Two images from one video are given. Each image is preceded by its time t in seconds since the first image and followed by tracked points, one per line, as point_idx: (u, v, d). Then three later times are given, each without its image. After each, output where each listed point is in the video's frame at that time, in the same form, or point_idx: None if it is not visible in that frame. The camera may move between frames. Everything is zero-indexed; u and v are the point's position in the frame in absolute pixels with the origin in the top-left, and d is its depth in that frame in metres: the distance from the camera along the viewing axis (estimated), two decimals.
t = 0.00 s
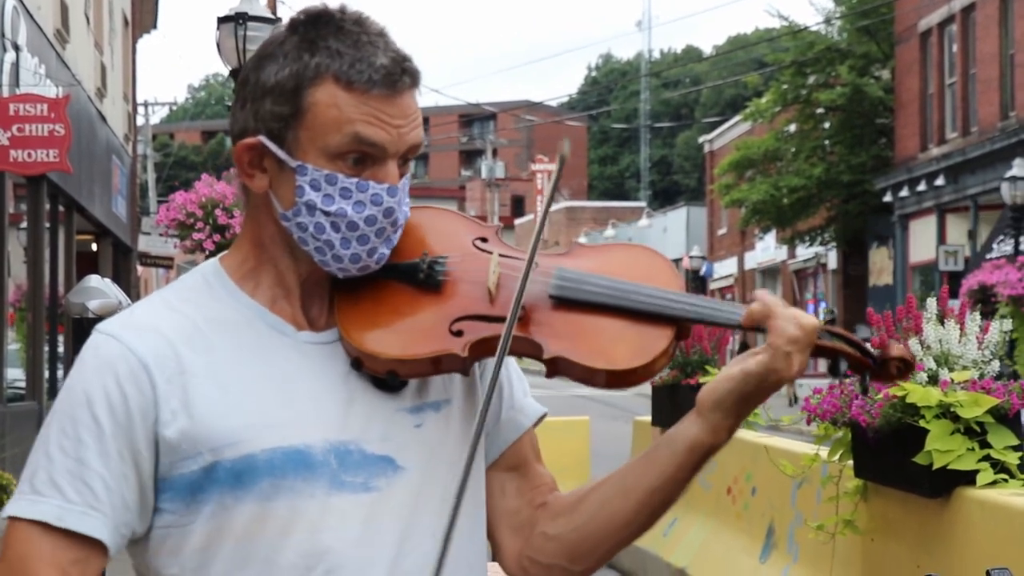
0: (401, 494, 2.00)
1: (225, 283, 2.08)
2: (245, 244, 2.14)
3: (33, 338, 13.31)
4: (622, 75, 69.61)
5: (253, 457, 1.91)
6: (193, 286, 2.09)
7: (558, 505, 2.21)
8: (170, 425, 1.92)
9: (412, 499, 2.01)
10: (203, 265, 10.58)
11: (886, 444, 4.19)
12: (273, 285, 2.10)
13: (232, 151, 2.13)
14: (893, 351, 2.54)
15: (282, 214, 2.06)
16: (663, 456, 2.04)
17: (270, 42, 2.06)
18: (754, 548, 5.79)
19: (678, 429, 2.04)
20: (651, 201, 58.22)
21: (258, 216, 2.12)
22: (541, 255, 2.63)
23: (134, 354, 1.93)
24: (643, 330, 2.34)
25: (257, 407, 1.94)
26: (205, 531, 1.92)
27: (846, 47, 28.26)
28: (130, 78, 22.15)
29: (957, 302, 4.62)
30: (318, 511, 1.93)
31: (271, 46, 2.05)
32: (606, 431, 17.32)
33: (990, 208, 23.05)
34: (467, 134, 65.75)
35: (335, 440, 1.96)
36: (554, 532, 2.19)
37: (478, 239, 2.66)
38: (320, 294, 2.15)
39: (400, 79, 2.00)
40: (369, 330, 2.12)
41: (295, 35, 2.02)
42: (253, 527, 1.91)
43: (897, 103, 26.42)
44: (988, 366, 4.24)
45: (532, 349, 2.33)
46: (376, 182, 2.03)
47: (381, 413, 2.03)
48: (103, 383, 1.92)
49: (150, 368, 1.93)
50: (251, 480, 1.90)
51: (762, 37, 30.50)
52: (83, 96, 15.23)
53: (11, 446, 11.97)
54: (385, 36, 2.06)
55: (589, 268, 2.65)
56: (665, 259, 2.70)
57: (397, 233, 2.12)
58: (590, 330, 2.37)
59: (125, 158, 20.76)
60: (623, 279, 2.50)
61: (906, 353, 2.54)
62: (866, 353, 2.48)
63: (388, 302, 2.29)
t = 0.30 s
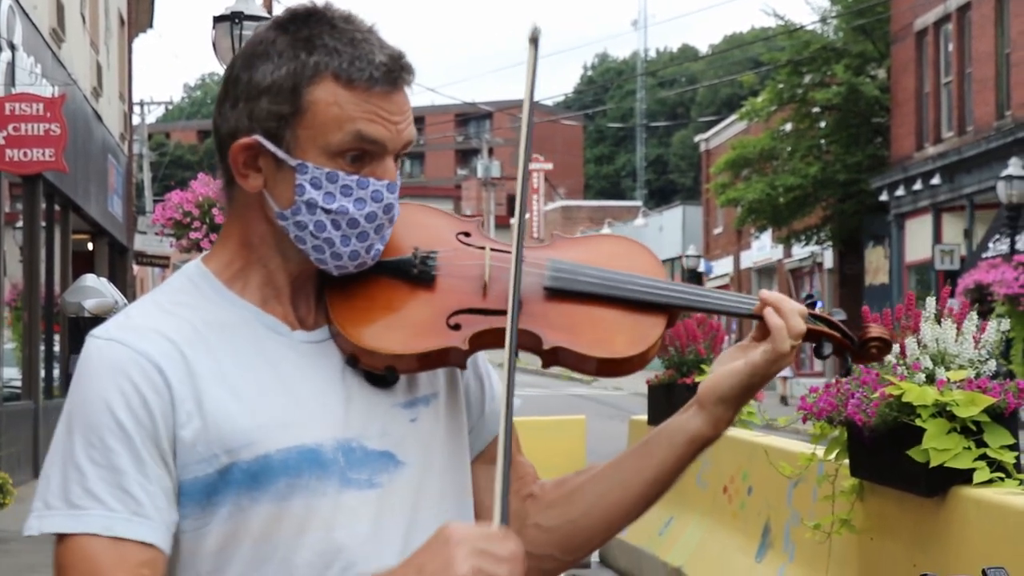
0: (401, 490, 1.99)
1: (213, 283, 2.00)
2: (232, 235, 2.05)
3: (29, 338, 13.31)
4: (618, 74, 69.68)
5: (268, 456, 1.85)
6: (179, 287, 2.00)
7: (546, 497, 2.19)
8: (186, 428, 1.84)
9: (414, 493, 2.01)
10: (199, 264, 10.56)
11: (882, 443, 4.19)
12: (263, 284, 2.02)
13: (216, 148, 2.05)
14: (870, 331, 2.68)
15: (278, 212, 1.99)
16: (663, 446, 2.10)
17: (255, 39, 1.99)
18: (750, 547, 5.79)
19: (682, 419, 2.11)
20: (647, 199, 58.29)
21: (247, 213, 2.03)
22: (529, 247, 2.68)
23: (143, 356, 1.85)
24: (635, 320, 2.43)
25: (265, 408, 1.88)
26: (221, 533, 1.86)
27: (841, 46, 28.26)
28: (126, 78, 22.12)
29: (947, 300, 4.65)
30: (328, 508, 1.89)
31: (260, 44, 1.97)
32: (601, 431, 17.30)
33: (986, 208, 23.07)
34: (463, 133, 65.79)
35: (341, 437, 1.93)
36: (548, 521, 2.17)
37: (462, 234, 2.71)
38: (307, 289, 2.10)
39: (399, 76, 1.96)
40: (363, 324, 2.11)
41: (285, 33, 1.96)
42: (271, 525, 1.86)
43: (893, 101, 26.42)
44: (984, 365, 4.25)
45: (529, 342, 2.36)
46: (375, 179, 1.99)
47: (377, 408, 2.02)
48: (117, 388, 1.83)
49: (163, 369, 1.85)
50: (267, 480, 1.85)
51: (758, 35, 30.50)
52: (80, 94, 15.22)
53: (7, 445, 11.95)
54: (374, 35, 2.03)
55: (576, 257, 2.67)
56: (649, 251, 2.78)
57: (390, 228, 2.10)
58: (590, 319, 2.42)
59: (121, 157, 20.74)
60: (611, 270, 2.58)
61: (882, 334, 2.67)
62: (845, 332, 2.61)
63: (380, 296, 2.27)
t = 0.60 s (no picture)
0: (391, 496, 1.98)
1: (207, 287, 2.00)
2: (227, 236, 2.04)
3: (26, 337, 13.31)
4: (614, 74, 69.68)
5: (255, 461, 1.84)
6: (174, 290, 2.00)
7: (539, 505, 2.16)
8: (178, 432, 1.84)
9: (403, 501, 2.00)
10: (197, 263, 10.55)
11: (878, 444, 4.19)
12: (256, 288, 2.02)
13: (213, 151, 2.04)
14: (866, 355, 2.52)
15: (271, 217, 1.98)
16: (649, 461, 2.05)
17: (252, 44, 1.99)
18: (747, 546, 5.79)
19: (666, 432, 2.06)
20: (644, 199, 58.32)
21: (243, 218, 2.02)
22: (526, 259, 2.68)
23: (135, 358, 1.85)
24: (629, 335, 2.39)
25: (255, 410, 1.87)
26: (209, 535, 1.86)
27: (838, 46, 28.26)
28: (122, 77, 22.11)
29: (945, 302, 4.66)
30: (320, 512, 1.89)
31: (258, 47, 1.97)
32: (598, 430, 17.30)
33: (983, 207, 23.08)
34: (460, 133, 65.78)
35: (330, 442, 1.92)
36: (539, 533, 2.14)
37: (458, 240, 2.69)
38: (302, 294, 2.08)
39: (394, 83, 1.96)
40: (353, 330, 2.10)
41: (282, 40, 1.96)
42: (260, 528, 1.86)
43: (890, 101, 26.42)
44: (981, 365, 4.25)
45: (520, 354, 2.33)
46: (370, 186, 1.98)
47: (367, 412, 2.01)
48: (110, 390, 1.82)
49: (153, 370, 1.85)
50: (255, 485, 1.84)
51: (754, 35, 30.52)
52: (76, 95, 15.21)
53: (4, 444, 11.93)
54: (372, 39, 2.02)
55: (566, 271, 2.66)
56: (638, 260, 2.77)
57: (385, 234, 2.08)
58: (585, 334, 2.38)
59: (118, 157, 20.74)
60: (605, 283, 2.55)
61: (878, 359, 2.51)
62: (840, 357, 2.50)
63: (374, 304, 2.27)
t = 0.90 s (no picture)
0: (372, 493, 2.00)
1: (200, 287, 2.09)
2: (220, 241, 2.16)
3: (22, 338, 13.30)
4: (610, 75, 69.62)
5: (216, 452, 1.92)
6: (168, 288, 2.10)
7: (543, 508, 2.18)
8: (136, 423, 1.93)
9: (388, 498, 2.02)
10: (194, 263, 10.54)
11: (875, 445, 4.19)
12: (248, 287, 2.10)
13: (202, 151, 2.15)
14: (864, 342, 2.47)
15: (249, 213, 2.06)
16: (637, 453, 2.02)
17: (234, 46, 2.08)
18: (743, 548, 5.80)
19: (650, 426, 2.01)
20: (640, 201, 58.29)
21: (230, 217, 2.13)
22: (514, 253, 2.64)
23: (103, 353, 1.95)
24: (607, 326, 2.33)
25: (226, 403, 1.95)
26: (170, 527, 1.93)
27: (835, 47, 28.26)
28: (119, 78, 22.06)
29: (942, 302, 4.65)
30: (295, 506, 1.94)
31: (236, 49, 2.07)
32: (595, 432, 17.30)
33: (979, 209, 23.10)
34: (456, 135, 65.75)
35: (306, 437, 1.97)
36: (539, 534, 2.16)
37: (453, 238, 2.67)
38: (295, 294, 2.16)
39: (362, 74, 2.00)
40: (339, 330, 2.11)
41: (259, 37, 2.04)
42: (215, 523, 1.92)
43: (886, 102, 26.43)
44: (976, 367, 4.25)
45: (498, 345, 2.32)
46: (342, 178, 2.03)
47: (351, 411, 2.03)
48: (69, 384, 1.93)
49: (118, 366, 1.94)
50: (213, 477, 1.91)
51: (751, 37, 30.50)
52: (72, 95, 15.19)
53: None
54: (350, 35, 2.08)
55: (554, 267, 2.64)
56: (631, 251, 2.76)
57: (366, 229, 2.11)
58: (567, 327, 2.34)
59: (114, 158, 20.73)
60: (595, 276, 2.52)
61: (876, 346, 2.46)
62: (838, 344, 2.44)
63: (360, 304, 2.29)
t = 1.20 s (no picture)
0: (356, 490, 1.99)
1: (196, 284, 2.14)
2: (220, 246, 2.21)
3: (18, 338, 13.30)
4: (607, 76, 69.62)
5: (193, 443, 1.96)
6: (167, 286, 2.16)
7: (539, 507, 2.10)
8: (111, 415, 2.00)
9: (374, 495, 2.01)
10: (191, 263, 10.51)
11: (871, 446, 4.18)
12: (243, 286, 2.14)
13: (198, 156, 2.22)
14: (847, 320, 2.43)
15: (234, 210, 2.12)
16: (614, 443, 1.94)
17: (223, 49, 2.15)
18: (740, 548, 5.79)
19: (626, 414, 1.93)
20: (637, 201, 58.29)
21: (226, 218, 2.19)
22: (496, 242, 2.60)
23: (85, 349, 2.03)
24: (583, 310, 2.25)
25: (212, 396, 1.99)
26: (149, 519, 1.98)
27: (832, 49, 28.28)
28: (115, 78, 22.04)
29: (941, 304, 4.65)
30: (277, 502, 1.96)
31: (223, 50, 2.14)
32: (591, 433, 17.31)
33: (975, 210, 23.11)
34: (453, 136, 65.75)
35: (287, 432, 1.98)
36: (534, 531, 2.08)
37: (446, 231, 2.65)
38: (290, 294, 2.20)
39: (332, 63, 2.03)
40: (324, 327, 2.10)
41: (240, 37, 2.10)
42: (190, 517, 1.96)
43: (882, 104, 26.46)
44: (973, 367, 4.24)
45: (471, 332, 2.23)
46: (318, 169, 2.05)
47: (340, 404, 2.04)
48: (46, 376, 2.02)
49: (96, 361, 2.02)
50: (190, 468, 1.95)
51: (749, 38, 30.52)
52: (69, 95, 15.20)
53: None
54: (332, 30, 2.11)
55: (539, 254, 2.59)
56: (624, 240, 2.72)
57: (354, 220, 2.14)
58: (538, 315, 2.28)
59: (111, 159, 20.73)
60: (576, 263, 2.46)
61: (860, 323, 2.41)
62: (823, 327, 2.42)
63: (350, 300, 2.31)
